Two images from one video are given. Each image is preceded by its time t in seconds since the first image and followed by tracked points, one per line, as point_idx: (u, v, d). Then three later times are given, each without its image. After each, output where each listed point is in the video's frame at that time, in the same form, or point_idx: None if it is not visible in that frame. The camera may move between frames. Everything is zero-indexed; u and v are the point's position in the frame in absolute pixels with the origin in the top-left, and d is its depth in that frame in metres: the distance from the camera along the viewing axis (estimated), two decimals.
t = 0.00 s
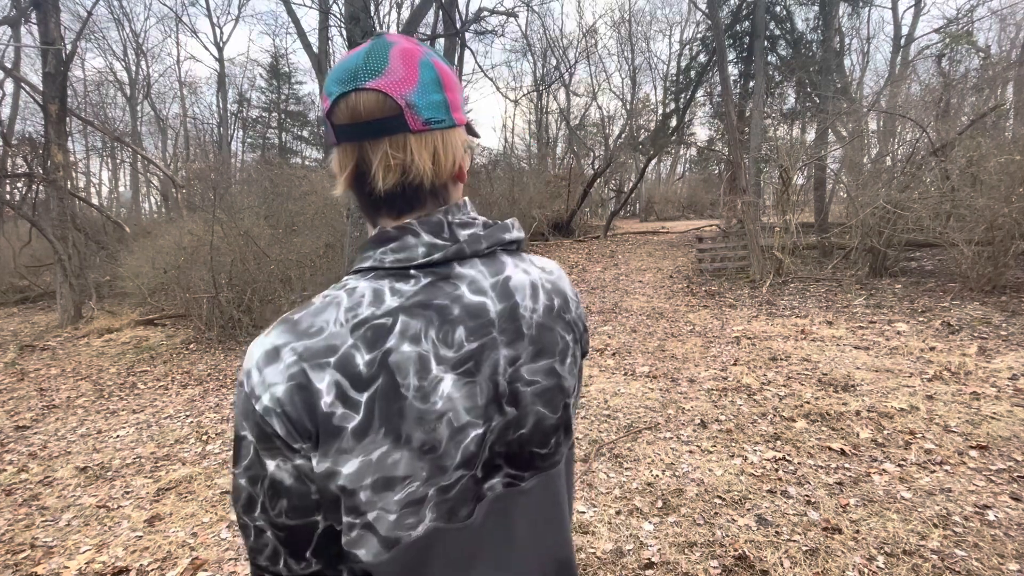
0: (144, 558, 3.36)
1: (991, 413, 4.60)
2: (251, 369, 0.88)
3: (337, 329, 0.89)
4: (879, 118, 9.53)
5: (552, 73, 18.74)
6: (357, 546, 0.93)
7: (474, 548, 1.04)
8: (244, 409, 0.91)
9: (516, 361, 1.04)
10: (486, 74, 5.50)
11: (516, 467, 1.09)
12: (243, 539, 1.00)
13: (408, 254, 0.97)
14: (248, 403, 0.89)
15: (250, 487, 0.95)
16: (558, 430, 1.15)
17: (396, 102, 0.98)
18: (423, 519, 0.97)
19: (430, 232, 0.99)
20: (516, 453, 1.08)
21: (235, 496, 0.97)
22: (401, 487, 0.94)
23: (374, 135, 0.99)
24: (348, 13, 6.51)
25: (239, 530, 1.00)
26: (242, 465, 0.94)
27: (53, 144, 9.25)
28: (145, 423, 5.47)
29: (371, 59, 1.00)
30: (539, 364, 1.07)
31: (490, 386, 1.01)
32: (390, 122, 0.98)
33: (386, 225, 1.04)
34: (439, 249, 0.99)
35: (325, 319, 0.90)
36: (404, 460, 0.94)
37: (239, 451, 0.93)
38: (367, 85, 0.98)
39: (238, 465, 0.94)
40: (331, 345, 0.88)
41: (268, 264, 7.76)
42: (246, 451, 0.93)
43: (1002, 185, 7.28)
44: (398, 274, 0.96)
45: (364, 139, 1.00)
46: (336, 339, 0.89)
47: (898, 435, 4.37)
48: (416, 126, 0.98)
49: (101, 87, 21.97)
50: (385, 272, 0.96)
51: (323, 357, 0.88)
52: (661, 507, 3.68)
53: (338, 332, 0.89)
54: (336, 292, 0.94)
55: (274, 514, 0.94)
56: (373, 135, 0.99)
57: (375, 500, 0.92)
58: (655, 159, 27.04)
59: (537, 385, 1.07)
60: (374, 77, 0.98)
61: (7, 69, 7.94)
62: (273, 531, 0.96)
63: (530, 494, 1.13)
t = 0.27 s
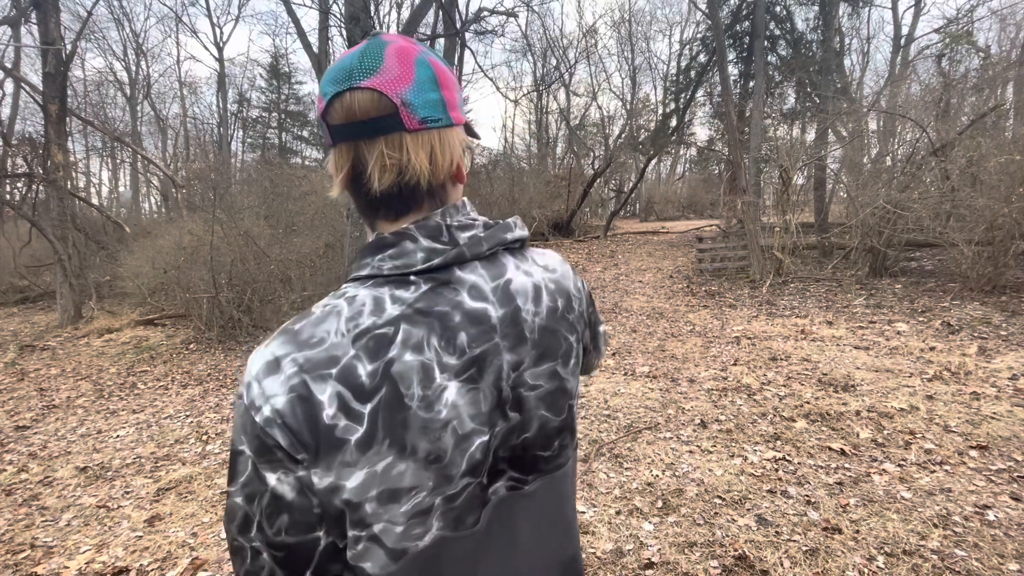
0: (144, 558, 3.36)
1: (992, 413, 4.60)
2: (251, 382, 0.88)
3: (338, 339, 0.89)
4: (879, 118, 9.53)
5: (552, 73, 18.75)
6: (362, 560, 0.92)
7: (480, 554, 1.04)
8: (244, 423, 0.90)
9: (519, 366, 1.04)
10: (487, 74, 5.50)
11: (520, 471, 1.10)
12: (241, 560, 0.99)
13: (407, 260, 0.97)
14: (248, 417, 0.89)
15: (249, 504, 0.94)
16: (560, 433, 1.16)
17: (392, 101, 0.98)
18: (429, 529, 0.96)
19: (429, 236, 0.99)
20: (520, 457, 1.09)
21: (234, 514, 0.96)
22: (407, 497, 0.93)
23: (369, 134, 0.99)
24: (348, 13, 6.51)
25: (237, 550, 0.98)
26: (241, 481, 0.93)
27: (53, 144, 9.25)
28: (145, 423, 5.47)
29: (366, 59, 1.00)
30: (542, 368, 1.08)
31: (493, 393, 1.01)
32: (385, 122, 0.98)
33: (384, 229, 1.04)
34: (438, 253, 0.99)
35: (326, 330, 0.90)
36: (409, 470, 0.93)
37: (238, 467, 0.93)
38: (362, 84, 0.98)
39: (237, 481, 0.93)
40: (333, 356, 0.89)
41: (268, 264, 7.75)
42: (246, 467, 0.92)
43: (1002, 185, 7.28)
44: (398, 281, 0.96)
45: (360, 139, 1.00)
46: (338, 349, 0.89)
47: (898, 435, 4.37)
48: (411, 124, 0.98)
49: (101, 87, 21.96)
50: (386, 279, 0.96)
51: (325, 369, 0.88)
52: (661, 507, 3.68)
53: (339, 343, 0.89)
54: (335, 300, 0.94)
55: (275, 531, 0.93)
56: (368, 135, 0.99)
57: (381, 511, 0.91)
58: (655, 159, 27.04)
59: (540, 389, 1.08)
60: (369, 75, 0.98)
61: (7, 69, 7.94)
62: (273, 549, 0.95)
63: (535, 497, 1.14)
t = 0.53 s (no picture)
0: (144, 558, 3.36)
1: (991, 412, 4.61)
2: (253, 387, 0.88)
3: (339, 342, 0.89)
4: (879, 118, 9.54)
5: (552, 73, 18.76)
6: (367, 566, 0.92)
7: (484, 555, 1.06)
8: (247, 428, 0.90)
9: (520, 367, 1.04)
10: (487, 75, 5.50)
11: (523, 470, 1.11)
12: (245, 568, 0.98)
13: (407, 261, 0.96)
14: (251, 422, 0.88)
15: (252, 511, 0.93)
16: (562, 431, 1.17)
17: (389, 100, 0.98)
18: (434, 533, 0.96)
19: (428, 237, 0.99)
20: (522, 457, 1.10)
21: (237, 522, 0.95)
22: (411, 501, 0.93)
23: (368, 134, 0.99)
24: (348, 13, 6.51)
25: (241, 557, 0.98)
26: (245, 487, 0.93)
27: (53, 145, 9.24)
28: (145, 423, 5.47)
29: (365, 58, 1.00)
30: (543, 367, 1.08)
31: (495, 394, 1.01)
32: (384, 121, 0.98)
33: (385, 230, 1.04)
34: (438, 254, 0.98)
35: (327, 333, 0.89)
36: (412, 473, 0.93)
37: (242, 473, 0.93)
38: (360, 84, 0.98)
39: (240, 488, 0.93)
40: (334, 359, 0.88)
41: (268, 264, 7.76)
42: (249, 472, 0.92)
43: (1002, 185, 7.28)
44: (399, 282, 0.96)
45: (360, 139, 1.00)
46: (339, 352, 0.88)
47: (898, 435, 4.38)
48: (410, 123, 0.98)
49: (101, 87, 21.95)
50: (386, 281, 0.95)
51: (326, 373, 0.87)
52: (661, 507, 3.68)
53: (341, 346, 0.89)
54: (336, 303, 0.94)
55: (278, 538, 0.93)
56: (367, 135, 0.99)
57: (384, 515, 0.91)
58: (655, 159, 27.06)
59: (541, 388, 1.09)
60: (367, 75, 0.98)
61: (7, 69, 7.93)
62: (277, 556, 0.94)
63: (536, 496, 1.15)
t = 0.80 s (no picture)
0: (144, 558, 3.36)
1: (991, 412, 4.61)
2: (252, 382, 0.89)
3: (339, 339, 0.90)
4: (879, 118, 9.54)
5: (552, 73, 18.76)
6: (362, 564, 0.92)
7: (480, 556, 1.10)
8: (245, 423, 0.91)
9: (519, 365, 1.04)
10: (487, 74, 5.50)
11: (522, 470, 1.11)
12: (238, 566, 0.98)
13: (406, 260, 0.97)
14: (250, 417, 0.89)
15: (248, 507, 0.94)
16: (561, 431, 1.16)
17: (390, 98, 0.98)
18: (429, 533, 0.96)
19: (427, 235, 1.00)
20: (521, 456, 1.09)
21: (232, 517, 0.96)
22: (407, 500, 0.93)
23: (369, 132, 1.00)
24: (348, 13, 6.51)
25: (235, 555, 0.98)
26: (241, 482, 0.93)
27: (53, 145, 9.24)
28: (145, 423, 5.47)
29: (367, 58, 1.01)
30: (542, 366, 1.07)
31: (494, 393, 1.01)
32: (386, 120, 0.98)
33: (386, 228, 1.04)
34: (436, 253, 0.99)
35: (325, 330, 0.90)
36: (408, 472, 0.92)
37: (239, 467, 0.93)
38: (362, 82, 0.98)
39: (237, 483, 0.94)
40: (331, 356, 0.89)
41: (268, 264, 7.75)
42: (246, 467, 0.93)
43: (1002, 185, 7.28)
44: (397, 281, 0.96)
45: (361, 137, 1.00)
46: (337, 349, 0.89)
47: (898, 435, 4.38)
48: (411, 121, 0.99)
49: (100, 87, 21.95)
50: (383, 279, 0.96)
51: (323, 369, 0.88)
52: (661, 507, 3.67)
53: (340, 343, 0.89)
54: (335, 301, 0.95)
55: (272, 534, 0.93)
56: (368, 133, 0.99)
57: (379, 514, 0.91)
58: (655, 159, 27.07)
59: (541, 387, 1.08)
60: (369, 74, 0.99)
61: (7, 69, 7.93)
62: (271, 553, 0.94)
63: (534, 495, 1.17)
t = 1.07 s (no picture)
0: (144, 558, 3.36)
1: (991, 412, 4.61)
2: (248, 373, 0.90)
3: (335, 333, 0.91)
4: (879, 118, 9.54)
5: (552, 73, 18.75)
6: (352, 564, 0.94)
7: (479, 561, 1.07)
8: (240, 417, 0.92)
9: (514, 365, 1.03)
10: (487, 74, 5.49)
11: (518, 475, 1.09)
12: (231, 562, 0.99)
13: (405, 257, 0.97)
14: (244, 411, 0.90)
15: (241, 501, 0.94)
16: (558, 437, 1.14)
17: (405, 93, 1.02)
18: (419, 530, 0.97)
19: (426, 234, 1.00)
20: (517, 460, 1.08)
21: (226, 512, 0.96)
22: (397, 497, 0.93)
23: (382, 122, 1.02)
24: (348, 13, 6.51)
25: (228, 549, 0.99)
26: (235, 476, 0.94)
27: (53, 145, 9.24)
28: (145, 423, 5.47)
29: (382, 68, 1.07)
30: (538, 367, 1.07)
31: (487, 391, 1.00)
32: (402, 109, 1.01)
33: (388, 223, 1.04)
34: (435, 251, 0.99)
35: (322, 323, 0.92)
36: (399, 469, 0.93)
37: (233, 462, 0.94)
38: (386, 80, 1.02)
39: (231, 476, 0.94)
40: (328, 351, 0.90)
41: (268, 264, 7.74)
42: (240, 461, 0.93)
43: (1002, 185, 7.28)
44: (395, 277, 0.96)
45: (377, 125, 1.02)
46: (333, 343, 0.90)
47: (898, 435, 4.37)
48: (428, 114, 1.03)
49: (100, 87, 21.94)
50: (378, 275, 0.97)
51: (317, 361, 0.89)
52: (661, 507, 3.67)
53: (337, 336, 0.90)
54: (331, 297, 0.96)
55: (263, 529, 0.94)
56: (381, 123, 1.02)
57: (369, 512, 0.92)
58: (655, 159, 27.07)
59: (536, 389, 1.07)
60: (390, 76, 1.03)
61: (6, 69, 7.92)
62: (262, 548, 0.95)
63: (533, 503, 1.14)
